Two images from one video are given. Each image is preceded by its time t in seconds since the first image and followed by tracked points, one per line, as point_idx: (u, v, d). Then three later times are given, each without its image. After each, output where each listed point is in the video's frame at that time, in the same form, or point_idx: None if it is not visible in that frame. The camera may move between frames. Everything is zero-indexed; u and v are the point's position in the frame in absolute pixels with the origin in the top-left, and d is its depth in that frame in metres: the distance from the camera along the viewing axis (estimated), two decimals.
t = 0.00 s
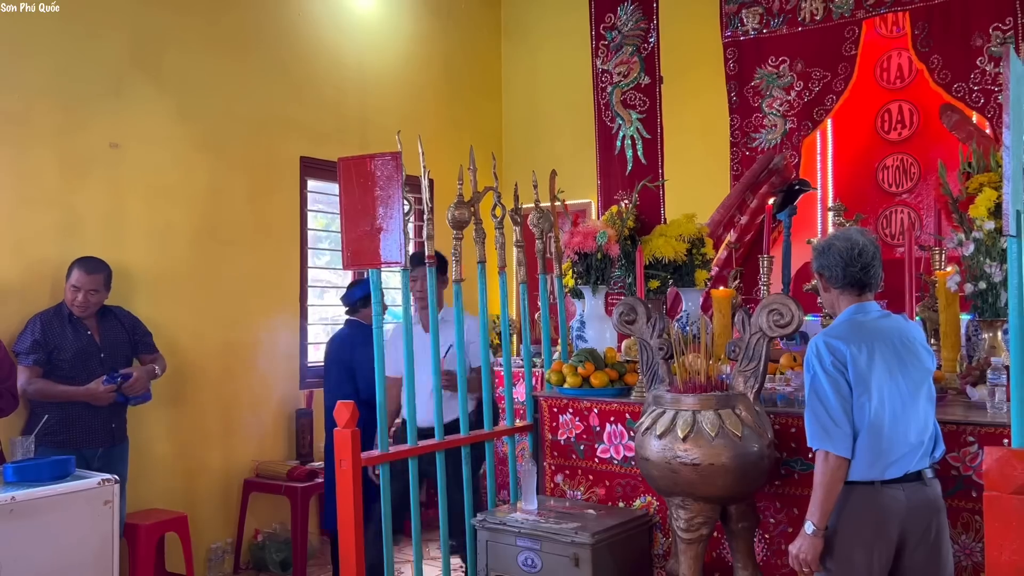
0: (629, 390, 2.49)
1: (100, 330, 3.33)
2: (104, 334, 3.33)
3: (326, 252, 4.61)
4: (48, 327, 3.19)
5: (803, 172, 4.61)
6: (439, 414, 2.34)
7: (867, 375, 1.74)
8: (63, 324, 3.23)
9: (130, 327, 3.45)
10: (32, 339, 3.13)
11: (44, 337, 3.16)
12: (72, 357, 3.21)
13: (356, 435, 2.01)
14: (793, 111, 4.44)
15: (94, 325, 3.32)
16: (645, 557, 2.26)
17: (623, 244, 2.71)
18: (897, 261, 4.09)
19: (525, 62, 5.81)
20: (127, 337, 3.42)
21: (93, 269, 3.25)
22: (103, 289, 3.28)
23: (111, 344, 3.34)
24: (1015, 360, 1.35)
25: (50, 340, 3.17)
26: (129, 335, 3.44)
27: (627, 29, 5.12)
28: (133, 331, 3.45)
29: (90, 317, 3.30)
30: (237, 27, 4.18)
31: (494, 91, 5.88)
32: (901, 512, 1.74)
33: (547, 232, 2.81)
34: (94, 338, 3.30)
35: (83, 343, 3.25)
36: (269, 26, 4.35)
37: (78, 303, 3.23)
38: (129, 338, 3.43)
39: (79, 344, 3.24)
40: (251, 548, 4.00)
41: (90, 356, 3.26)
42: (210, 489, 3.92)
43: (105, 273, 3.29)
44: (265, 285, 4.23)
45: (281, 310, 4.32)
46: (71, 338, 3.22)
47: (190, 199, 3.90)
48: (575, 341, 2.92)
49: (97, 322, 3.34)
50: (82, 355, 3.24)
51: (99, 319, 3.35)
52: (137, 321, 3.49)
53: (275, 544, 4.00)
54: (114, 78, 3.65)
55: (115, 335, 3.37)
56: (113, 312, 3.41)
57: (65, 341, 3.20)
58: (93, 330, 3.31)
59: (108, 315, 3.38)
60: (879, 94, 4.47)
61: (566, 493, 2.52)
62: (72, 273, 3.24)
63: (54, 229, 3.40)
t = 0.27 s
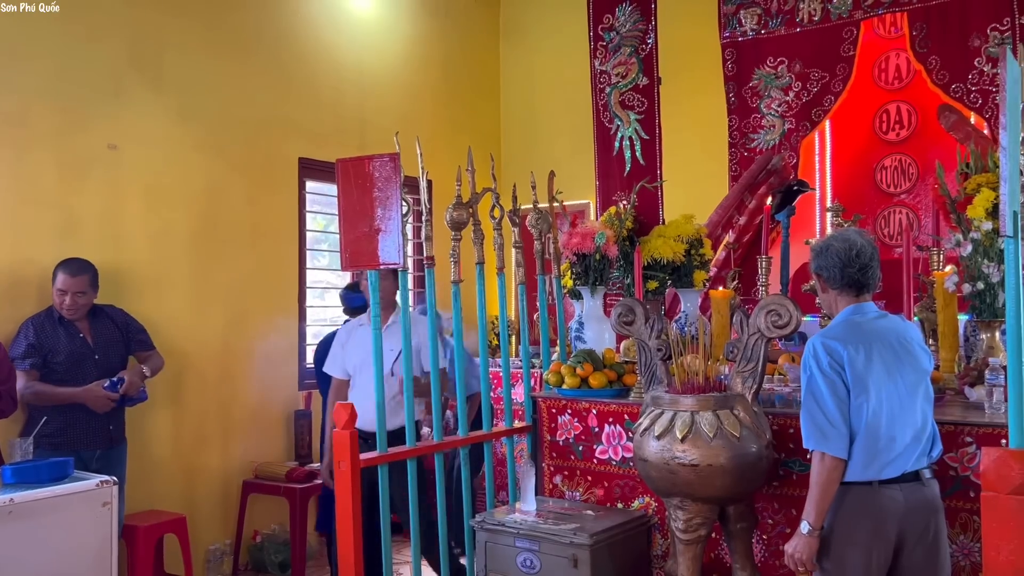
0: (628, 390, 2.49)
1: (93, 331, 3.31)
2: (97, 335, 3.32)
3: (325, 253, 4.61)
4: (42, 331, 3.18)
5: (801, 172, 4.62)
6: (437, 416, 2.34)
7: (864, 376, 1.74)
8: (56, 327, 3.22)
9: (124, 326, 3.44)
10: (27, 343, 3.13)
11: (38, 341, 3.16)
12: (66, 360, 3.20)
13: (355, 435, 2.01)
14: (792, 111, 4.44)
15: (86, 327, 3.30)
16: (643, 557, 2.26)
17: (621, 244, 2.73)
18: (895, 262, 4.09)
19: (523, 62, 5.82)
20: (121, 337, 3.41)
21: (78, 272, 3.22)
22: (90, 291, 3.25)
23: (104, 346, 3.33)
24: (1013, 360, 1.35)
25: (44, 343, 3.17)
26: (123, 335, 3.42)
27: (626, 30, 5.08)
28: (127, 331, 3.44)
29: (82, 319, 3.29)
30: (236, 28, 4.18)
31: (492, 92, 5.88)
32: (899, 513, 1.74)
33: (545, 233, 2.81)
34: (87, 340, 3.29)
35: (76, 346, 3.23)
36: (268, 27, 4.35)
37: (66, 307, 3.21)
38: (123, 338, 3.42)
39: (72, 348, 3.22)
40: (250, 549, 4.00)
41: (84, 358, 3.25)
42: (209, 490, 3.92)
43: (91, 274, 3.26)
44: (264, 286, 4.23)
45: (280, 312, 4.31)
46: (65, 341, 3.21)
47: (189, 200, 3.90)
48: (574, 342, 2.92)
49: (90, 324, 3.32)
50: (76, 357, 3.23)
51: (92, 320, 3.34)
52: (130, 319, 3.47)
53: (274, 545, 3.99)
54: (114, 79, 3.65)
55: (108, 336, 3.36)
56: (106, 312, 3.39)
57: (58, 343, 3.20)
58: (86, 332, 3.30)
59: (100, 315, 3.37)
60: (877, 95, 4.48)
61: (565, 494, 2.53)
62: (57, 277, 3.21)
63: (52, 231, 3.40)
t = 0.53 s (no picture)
0: (625, 391, 2.50)
1: (84, 333, 3.30)
2: (88, 336, 3.31)
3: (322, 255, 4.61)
4: (33, 334, 3.17)
5: (798, 173, 4.62)
6: (434, 417, 2.34)
7: (863, 376, 1.74)
8: (46, 330, 3.20)
9: (115, 325, 3.43)
10: (19, 346, 3.12)
11: (30, 343, 3.15)
12: (57, 363, 3.19)
13: (351, 437, 2.01)
14: (788, 112, 4.45)
15: (77, 328, 3.29)
16: (640, 558, 2.26)
17: (617, 245, 2.73)
18: (891, 263, 4.10)
19: (520, 63, 5.82)
20: (113, 337, 3.40)
21: (65, 275, 3.21)
22: (78, 292, 3.24)
23: (96, 348, 3.32)
24: (1009, 360, 1.36)
25: (36, 346, 3.16)
26: (115, 335, 3.41)
27: (623, 30, 5.03)
28: (119, 330, 3.43)
29: (72, 322, 3.27)
30: (233, 28, 4.18)
31: (489, 93, 5.88)
32: (897, 513, 1.74)
33: (542, 234, 2.81)
34: (78, 342, 3.27)
35: (66, 349, 3.22)
36: (265, 28, 4.35)
37: (56, 309, 3.20)
38: (115, 337, 3.41)
39: (64, 351, 3.21)
40: (247, 551, 3.99)
41: (76, 360, 3.24)
42: (206, 492, 3.92)
43: (78, 276, 3.25)
44: (261, 287, 4.23)
45: (277, 313, 4.31)
46: (56, 343, 3.20)
47: (186, 201, 3.90)
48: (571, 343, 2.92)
49: (81, 326, 3.30)
50: (67, 359, 3.22)
51: (82, 321, 3.32)
52: (121, 317, 3.46)
53: (272, 547, 3.98)
54: (111, 80, 3.65)
55: (99, 336, 3.35)
56: (96, 312, 3.38)
57: (49, 346, 3.19)
58: (77, 335, 3.28)
59: (91, 316, 3.35)
60: (874, 95, 4.48)
61: (562, 495, 2.53)
62: (45, 280, 3.20)
63: (49, 232, 3.39)
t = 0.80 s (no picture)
0: (620, 392, 2.49)
1: (73, 334, 3.28)
2: (77, 337, 3.28)
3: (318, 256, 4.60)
4: (20, 334, 3.16)
5: (793, 173, 4.63)
6: (429, 418, 2.33)
7: (859, 376, 1.74)
8: (34, 330, 3.19)
9: (106, 326, 3.40)
10: (6, 346, 3.11)
11: (17, 344, 3.13)
12: (44, 364, 3.18)
13: (347, 438, 2.00)
14: (783, 113, 4.46)
15: (66, 329, 3.27)
16: (636, 558, 2.26)
17: (613, 246, 2.73)
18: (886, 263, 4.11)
19: (515, 63, 5.81)
20: (104, 339, 3.37)
21: (54, 276, 3.19)
22: (68, 293, 3.22)
23: (86, 349, 3.30)
24: (1002, 360, 1.38)
25: (24, 346, 3.15)
26: (107, 337, 3.39)
27: (619, 30, 4.80)
28: (111, 331, 3.41)
29: (61, 324, 3.25)
30: (227, 29, 4.18)
31: (485, 93, 5.87)
32: (892, 512, 1.75)
33: (537, 234, 2.81)
34: (67, 343, 3.25)
35: (55, 349, 3.21)
36: (260, 29, 4.35)
37: (45, 310, 3.18)
38: (105, 338, 3.38)
39: (51, 351, 3.20)
40: (242, 552, 3.99)
41: (64, 361, 3.23)
42: (201, 493, 3.91)
43: (67, 277, 3.23)
44: (255, 288, 4.22)
45: (272, 314, 4.30)
46: (44, 343, 3.19)
47: (180, 202, 3.89)
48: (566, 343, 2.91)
49: (71, 327, 3.28)
50: (55, 360, 3.20)
51: (72, 322, 3.30)
52: (113, 318, 3.44)
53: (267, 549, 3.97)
54: (105, 81, 3.64)
55: (90, 337, 3.33)
56: (88, 313, 3.36)
57: (36, 347, 3.17)
58: (66, 336, 3.26)
59: (81, 316, 3.33)
60: (868, 96, 4.51)
61: (558, 496, 2.53)
62: (34, 282, 3.18)
63: (43, 234, 3.38)
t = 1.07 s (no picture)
0: (614, 393, 2.50)
1: (62, 336, 3.26)
2: (66, 340, 3.27)
3: (310, 257, 4.60)
4: (5, 337, 3.13)
5: (785, 174, 4.65)
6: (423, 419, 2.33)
7: (851, 377, 1.75)
8: (19, 332, 3.17)
9: (96, 329, 3.38)
10: None
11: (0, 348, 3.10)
12: (29, 368, 3.15)
13: (340, 439, 2.00)
14: (775, 114, 4.47)
15: (54, 332, 3.25)
16: (629, 558, 2.27)
17: (605, 247, 2.74)
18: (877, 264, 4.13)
19: (509, 64, 5.82)
20: (93, 341, 3.35)
21: (42, 276, 3.18)
22: (57, 293, 3.21)
23: (75, 351, 3.28)
24: (992, 360, 1.38)
25: (8, 349, 3.13)
26: (96, 340, 3.37)
27: (611, 32, 4.98)
28: (100, 334, 3.39)
29: (50, 325, 3.23)
30: (220, 30, 4.17)
31: (478, 94, 5.88)
32: (884, 512, 1.75)
33: (530, 236, 2.81)
34: (55, 346, 3.24)
35: (42, 352, 3.19)
36: (252, 30, 4.34)
37: (34, 311, 3.17)
38: (95, 342, 3.36)
39: (38, 354, 3.18)
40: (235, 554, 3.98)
41: (52, 364, 3.21)
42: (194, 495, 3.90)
43: (56, 276, 3.23)
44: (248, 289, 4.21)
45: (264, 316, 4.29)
46: (30, 346, 3.17)
47: (173, 203, 3.88)
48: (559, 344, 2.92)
49: (59, 329, 3.26)
50: (41, 364, 3.18)
51: (61, 324, 3.28)
52: (102, 320, 3.42)
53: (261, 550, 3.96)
54: (97, 81, 3.63)
55: (78, 340, 3.31)
56: (77, 314, 3.35)
57: (21, 350, 3.15)
58: (54, 338, 3.24)
59: (69, 318, 3.31)
60: (859, 97, 4.52)
61: (552, 497, 2.53)
62: (23, 282, 3.18)
63: (34, 235, 3.37)
